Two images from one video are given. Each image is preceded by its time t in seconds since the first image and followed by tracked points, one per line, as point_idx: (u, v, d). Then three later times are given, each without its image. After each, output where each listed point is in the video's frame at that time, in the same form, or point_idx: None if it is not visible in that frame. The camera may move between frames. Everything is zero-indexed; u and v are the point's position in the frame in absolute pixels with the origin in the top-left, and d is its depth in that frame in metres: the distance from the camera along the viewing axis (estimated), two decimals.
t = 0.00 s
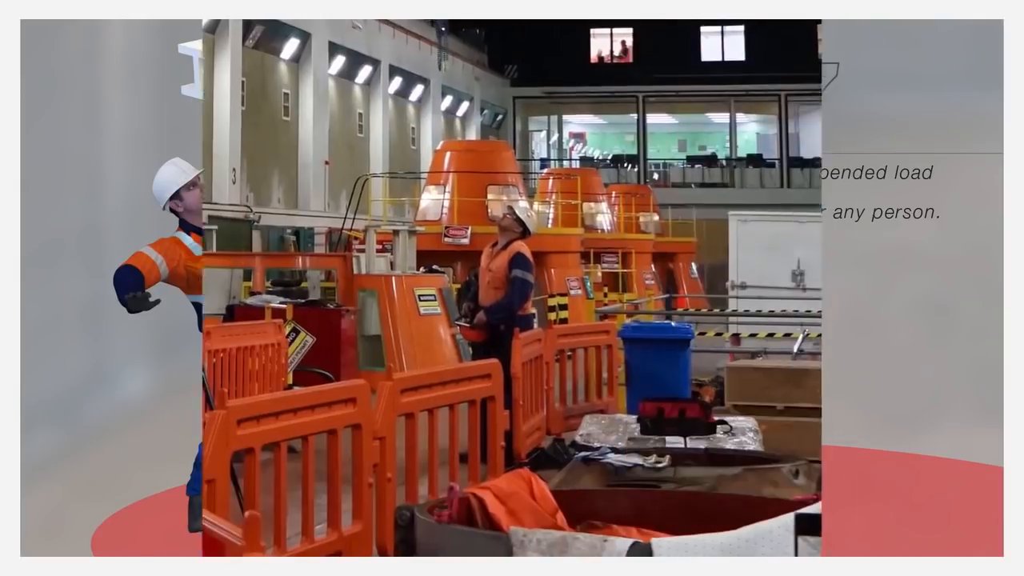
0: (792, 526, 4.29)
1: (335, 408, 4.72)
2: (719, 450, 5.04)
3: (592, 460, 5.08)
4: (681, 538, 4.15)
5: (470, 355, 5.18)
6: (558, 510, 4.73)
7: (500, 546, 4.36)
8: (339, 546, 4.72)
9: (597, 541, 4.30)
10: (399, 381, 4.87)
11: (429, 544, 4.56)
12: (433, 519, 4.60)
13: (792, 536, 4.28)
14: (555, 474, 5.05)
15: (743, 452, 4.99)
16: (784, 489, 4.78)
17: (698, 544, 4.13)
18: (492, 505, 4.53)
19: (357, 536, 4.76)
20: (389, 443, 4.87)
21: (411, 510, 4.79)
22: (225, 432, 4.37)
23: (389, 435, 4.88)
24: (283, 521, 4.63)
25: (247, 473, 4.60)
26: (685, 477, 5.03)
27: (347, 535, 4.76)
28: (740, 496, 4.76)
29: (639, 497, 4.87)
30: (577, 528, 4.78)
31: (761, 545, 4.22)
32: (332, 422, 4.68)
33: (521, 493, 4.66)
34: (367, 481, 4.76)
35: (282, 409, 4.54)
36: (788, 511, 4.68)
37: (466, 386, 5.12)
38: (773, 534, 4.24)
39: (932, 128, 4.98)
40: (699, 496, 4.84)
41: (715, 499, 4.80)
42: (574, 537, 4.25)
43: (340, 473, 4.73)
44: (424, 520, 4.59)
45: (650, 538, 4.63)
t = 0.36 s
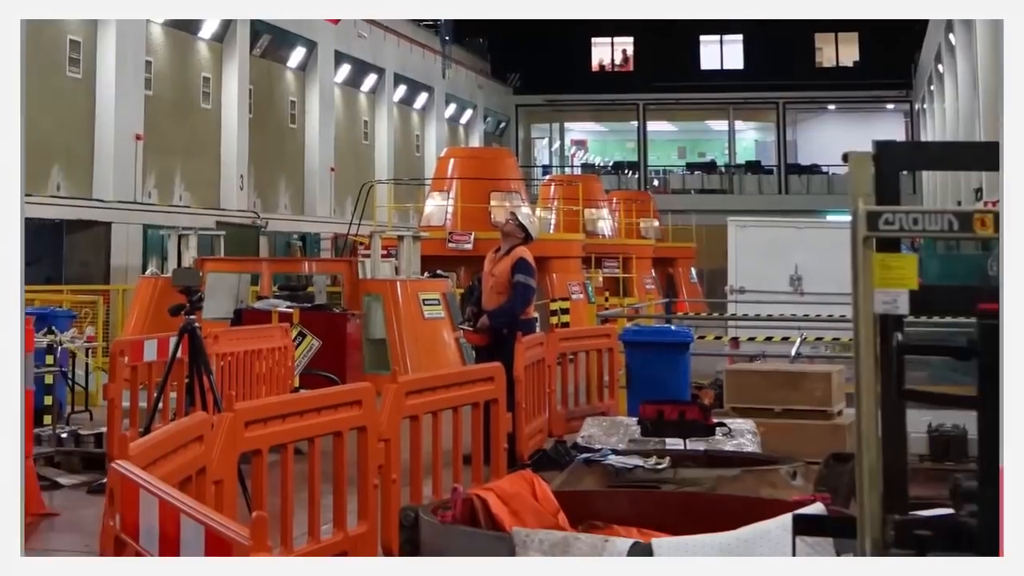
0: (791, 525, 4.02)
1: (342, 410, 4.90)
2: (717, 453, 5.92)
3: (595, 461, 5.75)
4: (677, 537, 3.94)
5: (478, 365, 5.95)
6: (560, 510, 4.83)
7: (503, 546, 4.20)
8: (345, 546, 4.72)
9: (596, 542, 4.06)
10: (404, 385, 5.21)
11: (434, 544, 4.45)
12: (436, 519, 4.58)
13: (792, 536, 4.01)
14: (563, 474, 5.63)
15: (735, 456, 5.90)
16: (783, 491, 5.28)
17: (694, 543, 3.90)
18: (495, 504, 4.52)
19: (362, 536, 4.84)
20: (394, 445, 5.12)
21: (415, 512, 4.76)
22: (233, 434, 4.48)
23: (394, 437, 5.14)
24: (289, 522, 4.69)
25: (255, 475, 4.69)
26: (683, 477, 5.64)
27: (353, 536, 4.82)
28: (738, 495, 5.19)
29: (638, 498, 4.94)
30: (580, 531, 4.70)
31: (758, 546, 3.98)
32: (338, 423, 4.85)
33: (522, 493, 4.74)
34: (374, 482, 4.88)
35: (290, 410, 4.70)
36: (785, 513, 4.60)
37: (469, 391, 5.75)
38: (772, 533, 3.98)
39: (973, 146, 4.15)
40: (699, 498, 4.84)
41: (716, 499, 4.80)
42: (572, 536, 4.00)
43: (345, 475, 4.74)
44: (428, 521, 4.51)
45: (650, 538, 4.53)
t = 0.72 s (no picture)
0: (788, 525, 4.09)
1: (349, 413, 5.01)
2: (716, 455, 6.02)
3: (597, 463, 5.88)
4: (677, 537, 4.02)
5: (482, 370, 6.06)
6: (563, 511, 4.94)
7: (507, 547, 4.28)
8: (353, 546, 4.83)
9: (598, 541, 4.15)
10: (410, 389, 5.33)
11: (439, 544, 4.54)
12: (441, 519, 4.68)
13: (789, 536, 4.10)
14: (565, 476, 5.73)
15: (733, 459, 6.01)
16: (781, 492, 5.39)
17: (694, 543, 3.97)
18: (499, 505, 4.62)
19: (369, 536, 4.95)
20: (399, 447, 5.23)
21: (420, 512, 4.85)
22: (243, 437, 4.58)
23: (399, 439, 5.26)
24: (298, 522, 4.80)
25: (264, 476, 4.81)
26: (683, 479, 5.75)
27: (359, 536, 4.93)
28: (736, 496, 5.31)
29: (639, 499, 5.04)
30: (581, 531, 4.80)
31: (756, 545, 4.06)
32: (346, 426, 4.96)
33: (525, 494, 4.85)
34: (380, 483, 4.99)
35: (298, 413, 4.80)
36: (782, 513, 4.69)
37: (473, 395, 5.86)
38: (770, 533, 4.07)
39: (967, 155, 4.23)
40: (699, 499, 4.93)
41: (715, 501, 4.89)
42: (574, 535, 4.09)
43: (352, 477, 4.84)
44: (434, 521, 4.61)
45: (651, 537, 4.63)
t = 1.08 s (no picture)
0: (785, 525, 4.22)
1: (357, 417, 5.15)
2: (715, 458, 6.18)
3: (599, 465, 5.99)
4: (677, 537, 4.13)
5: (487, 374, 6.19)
6: (565, 512, 5.05)
7: (511, 547, 4.42)
8: (361, 546, 4.95)
9: (599, 542, 4.27)
10: (417, 394, 5.46)
11: (447, 544, 4.65)
12: (447, 520, 4.81)
13: (785, 536, 4.22)
14: (567, 477, 5.83)
15: (733, 461, 6.14)
16: (778, 493, 5.50)
17: (693, 543, 4.09)
18: (503, 506, 4.75)
19: (377, 537, 5.09)
20: (406, 450, 5.37)
21: (427, 513, 4.97)
22: (254, 440, 4.71)
23: (406, 442, 5.39)
24: (308, 523, 4.94)
25: (275, 478, 4.94)
26: (683, 481, 5.87)
27: (367, 536, 5.06)
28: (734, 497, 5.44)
29: (640, 500, 5.16)
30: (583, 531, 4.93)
31: (754, 545, 4.19)
32: (354, 429, 5.09)
33: (528, 495, 4.98)
34: (388, 485, 5.12)
35: (308, 417, 4.94)
36: (780, 514, 4.81)
37: (478, 399, 5.98)
38: (767, 534, 4.20)
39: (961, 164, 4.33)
40: (698, 500, 5.05)
41: (714, 502, 5.01)
42: (577, 536, 4.21)
43: (361, 479, 4.97)
44: (441, 523, 4.74)
45: (651, 538, 4.75)
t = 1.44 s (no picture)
0: (780, 526, 4.38)
1: (367, 421, 5.31)
2: (714, 461, 6.33)
3: (601, 469, 6.13)
4: (676, 538, 4.29)
5: (492, 380, 6.35)
6: (568, 513, 5.20)
7: (516, 546, 4.58)
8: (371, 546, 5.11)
9: (602, 542, 4.41)
10: (424, 398, 5.62)
11: (455, 543, 4.80)
12: (454, 521, 4.98)
13: (781, 536, 4.37)
14: (570, 479, 5.99)
15: (731, 464, 6.29)
16: (773, 495, 5.66)
17: (693, 543, 4.23)
18: (508, 507, 4.91)
19: (386, 537, 5.25)
20: (415, 453, 5.53)
21: (435, 514, 5.12)
22: (267, 443, 4.87)
23: (415, 446, 5.55)
24: (319, 523, 5.10)
25: (287, 480, 5.12)
26: (681, 483, 6.03)
27: (376, 537, 5.22)
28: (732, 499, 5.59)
29: (641, 501, 5.34)
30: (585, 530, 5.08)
31: (752, 545, 4.33)
32: (364, 433, 5.25)
33: (533, 496, 5.14)
34: (396, 487, 5.28)
35: (319, 421, 5.10)
36: (775, 515, 4.97)
37: (483, 404, 6.13)
38: (763, 534, 4.35)
39: (955, 178, 4.49)
40: (696, 501, 5.22)
41: (711, 503, 5.18)
42: (579, 536, 4.35)
43: (370, 481, 5.13)
44: (448, 524, 4.89)
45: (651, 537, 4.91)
